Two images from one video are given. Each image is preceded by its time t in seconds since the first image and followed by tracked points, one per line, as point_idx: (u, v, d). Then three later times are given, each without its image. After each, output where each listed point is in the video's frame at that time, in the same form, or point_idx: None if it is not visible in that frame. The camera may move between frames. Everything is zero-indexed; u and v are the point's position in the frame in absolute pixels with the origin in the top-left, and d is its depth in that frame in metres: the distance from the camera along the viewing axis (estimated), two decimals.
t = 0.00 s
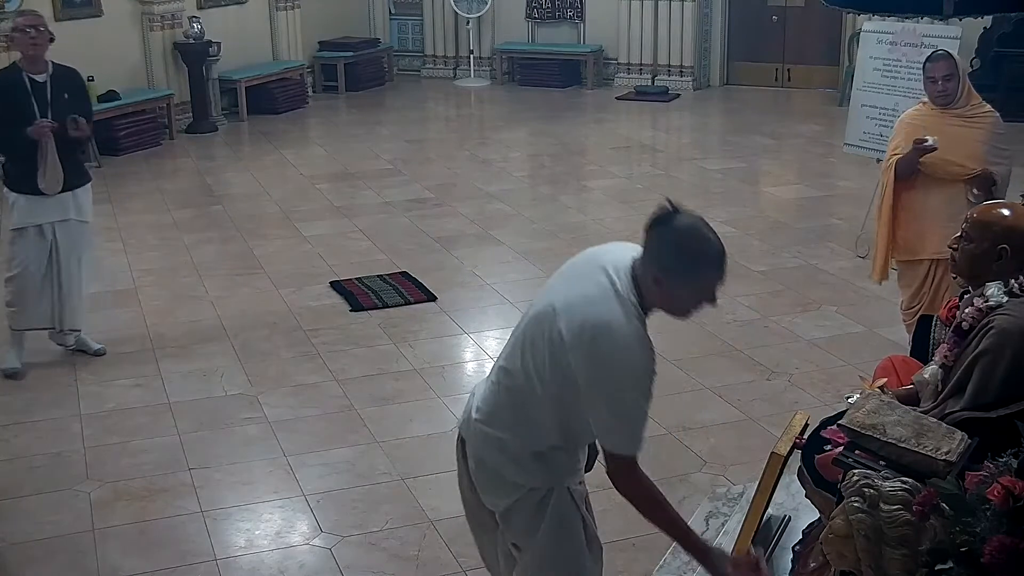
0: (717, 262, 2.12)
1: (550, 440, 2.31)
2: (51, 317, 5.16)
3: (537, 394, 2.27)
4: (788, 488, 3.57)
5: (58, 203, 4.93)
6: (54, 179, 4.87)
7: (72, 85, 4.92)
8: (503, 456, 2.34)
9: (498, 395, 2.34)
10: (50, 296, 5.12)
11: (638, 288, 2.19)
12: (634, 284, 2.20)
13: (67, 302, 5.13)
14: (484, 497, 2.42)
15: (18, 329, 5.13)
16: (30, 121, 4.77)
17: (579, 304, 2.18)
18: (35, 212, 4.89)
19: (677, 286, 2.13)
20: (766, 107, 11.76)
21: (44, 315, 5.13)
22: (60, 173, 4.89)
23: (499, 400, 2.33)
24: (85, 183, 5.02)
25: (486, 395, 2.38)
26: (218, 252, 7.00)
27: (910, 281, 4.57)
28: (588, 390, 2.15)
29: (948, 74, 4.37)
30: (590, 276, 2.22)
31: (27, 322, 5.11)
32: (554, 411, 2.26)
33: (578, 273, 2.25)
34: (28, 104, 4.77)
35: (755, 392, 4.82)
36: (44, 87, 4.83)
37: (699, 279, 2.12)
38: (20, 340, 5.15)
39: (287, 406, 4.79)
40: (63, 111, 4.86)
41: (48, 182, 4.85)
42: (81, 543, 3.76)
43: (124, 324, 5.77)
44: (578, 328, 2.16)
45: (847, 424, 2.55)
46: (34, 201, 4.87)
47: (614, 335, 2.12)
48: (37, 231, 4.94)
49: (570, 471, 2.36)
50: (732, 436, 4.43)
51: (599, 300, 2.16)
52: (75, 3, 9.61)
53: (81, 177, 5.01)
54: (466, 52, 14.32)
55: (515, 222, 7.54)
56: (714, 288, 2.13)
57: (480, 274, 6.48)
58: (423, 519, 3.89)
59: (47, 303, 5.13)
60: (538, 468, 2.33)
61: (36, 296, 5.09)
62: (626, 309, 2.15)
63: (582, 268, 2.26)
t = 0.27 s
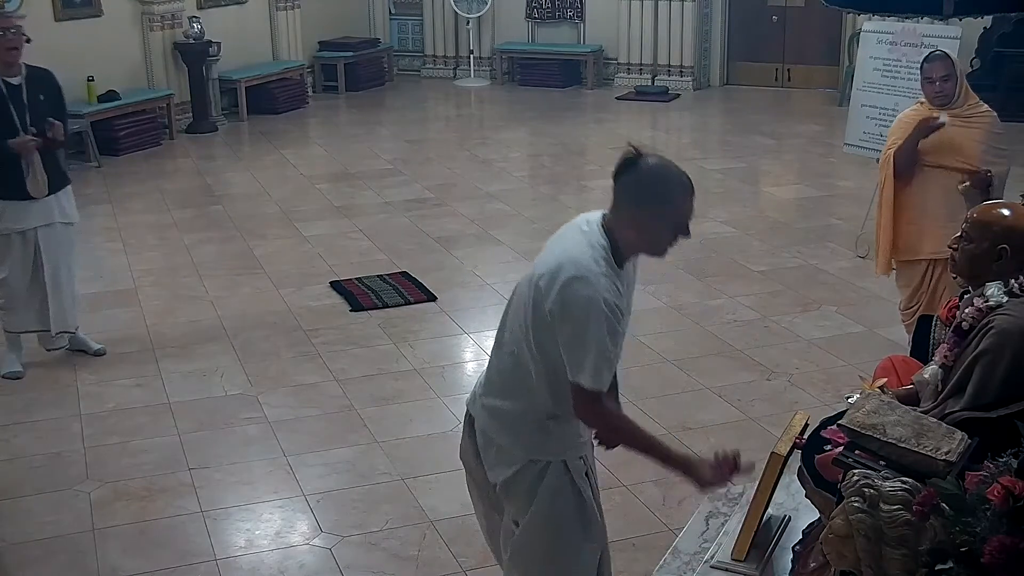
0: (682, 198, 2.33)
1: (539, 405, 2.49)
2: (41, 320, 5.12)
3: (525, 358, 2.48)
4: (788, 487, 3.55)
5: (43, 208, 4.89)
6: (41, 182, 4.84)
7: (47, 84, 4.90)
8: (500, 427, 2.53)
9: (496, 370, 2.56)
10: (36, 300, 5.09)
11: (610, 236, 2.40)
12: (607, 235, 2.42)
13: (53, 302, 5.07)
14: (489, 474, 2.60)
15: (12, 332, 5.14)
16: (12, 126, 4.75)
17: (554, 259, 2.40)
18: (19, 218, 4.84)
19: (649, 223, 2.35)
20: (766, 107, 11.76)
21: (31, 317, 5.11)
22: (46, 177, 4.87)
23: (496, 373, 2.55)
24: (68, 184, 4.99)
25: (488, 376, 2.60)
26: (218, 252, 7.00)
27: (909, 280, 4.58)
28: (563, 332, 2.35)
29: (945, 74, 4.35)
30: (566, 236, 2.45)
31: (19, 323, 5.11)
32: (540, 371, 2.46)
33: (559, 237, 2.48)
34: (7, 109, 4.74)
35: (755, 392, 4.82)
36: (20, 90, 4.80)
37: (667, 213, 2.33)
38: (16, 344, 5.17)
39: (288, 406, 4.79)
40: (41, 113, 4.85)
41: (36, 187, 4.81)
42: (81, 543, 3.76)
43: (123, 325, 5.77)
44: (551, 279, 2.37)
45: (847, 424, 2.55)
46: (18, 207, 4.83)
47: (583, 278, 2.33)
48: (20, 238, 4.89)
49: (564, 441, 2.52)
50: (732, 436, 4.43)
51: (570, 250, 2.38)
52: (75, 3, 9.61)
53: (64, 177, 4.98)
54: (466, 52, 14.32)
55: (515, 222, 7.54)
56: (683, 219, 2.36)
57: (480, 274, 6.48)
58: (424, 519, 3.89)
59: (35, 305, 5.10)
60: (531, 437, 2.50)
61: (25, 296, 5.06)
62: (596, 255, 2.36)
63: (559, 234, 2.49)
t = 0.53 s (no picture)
0: (643, 152, 2.46)
1: (536, 397, 2.57)
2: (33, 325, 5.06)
3: (515, 346, 2.57)
4: (788, 487, 3.55)
5: (26, 211, 4.88)
6: (21, 187, 4.81)
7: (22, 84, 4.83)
8: (499, 422, 2.61)
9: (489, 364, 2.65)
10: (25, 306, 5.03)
11: (578, 204, 2.53)
12: (574, 205, 2.54)
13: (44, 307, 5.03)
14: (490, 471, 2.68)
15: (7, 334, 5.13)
16: None
17: (529, 236, 2.51)
18: (4, 224, 4.82)
19: (618, 182, 2.47)
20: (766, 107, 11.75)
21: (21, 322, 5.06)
22: (26, 180, 4.84)
23: (491, 367, 2.64)
24: (48, 184, 4.98)
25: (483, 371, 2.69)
26: (218, 252, 7.00)
27: (908, 280, 4.59)
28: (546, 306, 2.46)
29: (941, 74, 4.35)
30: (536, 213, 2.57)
31: (12, 327, 5.09)
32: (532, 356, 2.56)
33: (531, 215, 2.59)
34: None
35: (755, 392, 4.82)
36: None
37: (632, 169, 2.46)
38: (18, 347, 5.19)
39: (288, 406, 4.79)
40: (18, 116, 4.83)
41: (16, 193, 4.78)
42: (81, 543, 3.76)
43: (123, 325, 5.77)
44: (531, 256, 2.49)
45: (847, 424, 2.55)
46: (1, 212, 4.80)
47: (559, 249, 2.44)
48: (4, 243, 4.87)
49: (564, 434, 2.59)
50: (732, 436, 4.43)
51: (541, 224, 2.50)
52: (75, 3, 9.61)
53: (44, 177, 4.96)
54: (466, 52, 14.32)
55: (515, 222, 7.54)
56: (646, 173, 2.49)
57: (481, 274, 6.47)
58: (424, 519, 3.89)
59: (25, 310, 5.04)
60: (529, 429, 2.58)
61: (14, 297, 5.02)
62: (570, 227, 2.48)
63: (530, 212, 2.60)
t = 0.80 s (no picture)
0: (618, 148, 2.53)
1: (527, 398, 2.63)
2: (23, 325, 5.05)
3: (503, 348, 2.62)
4: (788, 487, 3.55)
5: (23, 210, 4.89)
6: (18, 188, 4.81)
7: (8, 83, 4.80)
8: (489, 423, 2.66)
9: (477, 366, 2.69)
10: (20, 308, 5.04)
11: (554, 201, 2.59)
12: (550, 201, 2.60)
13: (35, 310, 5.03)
14: (478, 470, 2.74)
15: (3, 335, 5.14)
16: None
17: (513, 238, 2.55)
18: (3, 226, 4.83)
19: (595, 176, 2.54)
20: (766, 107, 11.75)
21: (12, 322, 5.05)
22: (22, 180, 4.84)
23: (479, 368, 2.68)
24: (41, 182, 4.98)
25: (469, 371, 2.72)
26: (218, 252, 6.99)
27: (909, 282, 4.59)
28: (535, 308, 2.50)
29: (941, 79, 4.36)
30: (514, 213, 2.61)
31: (10, 328, 5.09)
32: (521, 357, 2.61)
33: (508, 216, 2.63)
34: None
35: (755, 392, 4.82)
36: None
37: (609, 164, 2.53)
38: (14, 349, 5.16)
39: (288, 406, 4.79)
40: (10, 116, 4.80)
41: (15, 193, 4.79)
42: (81, 543, 3.76)
43: (123, 325, 5.77)
44: (517, 259, 2.53)
45: (847, 424, 2.55)
46: None
47: (548, 250, 2.49)
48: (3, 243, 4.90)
49: (554, 434, 2.65)
50: (732, 436, 4.43)
51: (524, 225, 2.54)
52: (75, 3, 9.61)
53: (36, 176, 4.97)
54: (466, 52, 14.32)
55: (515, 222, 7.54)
56: (621, 166, 2.56)
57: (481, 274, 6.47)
58: (424, 519, 3.89)
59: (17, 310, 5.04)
60: (519, 430, 2.64)
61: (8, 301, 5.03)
62: (554, 227, 2.53)
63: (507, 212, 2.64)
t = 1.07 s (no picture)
0: (603, 139, 2.59)
1: (523, 397, 2.67)
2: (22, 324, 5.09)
3: (500, 344, 2.64)
4: (788, 487, 3.55)
5: (26, 210, 4.88)
6: (19, 186, 4.79)
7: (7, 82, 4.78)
8: (486, 422, 2.70)
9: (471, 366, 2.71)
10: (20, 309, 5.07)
11: (542, 194, 2.63)
12: (538, 194, 2.63)
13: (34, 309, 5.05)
14: (477, 468, 2.77)
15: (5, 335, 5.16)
16: None
17: (506, 233, 2.58)
18: (6, 226, 4.82)
19: (581, 168, 2.59)
20: (766, 107, 11.76)
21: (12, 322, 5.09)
22: (22, 179, 4.82)
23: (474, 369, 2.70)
24: (42, 181, 4.97)
25: (463, 372, 2.75)
26: (218, 253, 7.00)
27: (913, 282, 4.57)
28: (532, 301, 2.54)
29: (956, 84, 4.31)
30: (502, 209, 2.64)
31: (10, 328, 5.11)
32: (518, 353, 2.64)
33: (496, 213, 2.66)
34: None
35: (755, 392, 4.82)
36: None
37: (595, 155, 2.58)
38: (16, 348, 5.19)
39: (288, 406, 4.79)
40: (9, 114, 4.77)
41: (15, 191, 4.76)
42: (81, 543, 3.76)
43: (123, 325, 5.77)
44: (513, 254, 2.55)
45: (847, 425, 2.55)
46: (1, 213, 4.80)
47: (543, 243, 2.53)
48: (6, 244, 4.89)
49: (550, 430, 2.71)
50: (732, 436, 4.43)
51: (517, 218, 2.58)
52: (75, 3, 9.61)
53: (38, 174, 4.95)
54: (466, 52, 14.32)
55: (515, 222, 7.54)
56: (606, 158, 2.62)
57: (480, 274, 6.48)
58: (424, 519, 3.89)
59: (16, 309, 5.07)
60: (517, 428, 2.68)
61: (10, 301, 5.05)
62: (546, 220, 2.57)
63: (495, 209, 2.66)
